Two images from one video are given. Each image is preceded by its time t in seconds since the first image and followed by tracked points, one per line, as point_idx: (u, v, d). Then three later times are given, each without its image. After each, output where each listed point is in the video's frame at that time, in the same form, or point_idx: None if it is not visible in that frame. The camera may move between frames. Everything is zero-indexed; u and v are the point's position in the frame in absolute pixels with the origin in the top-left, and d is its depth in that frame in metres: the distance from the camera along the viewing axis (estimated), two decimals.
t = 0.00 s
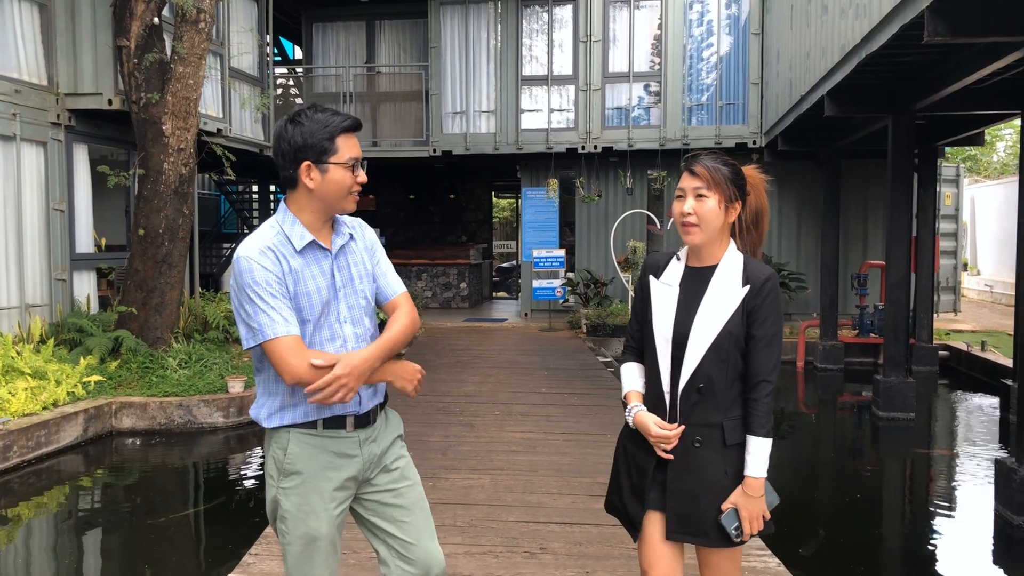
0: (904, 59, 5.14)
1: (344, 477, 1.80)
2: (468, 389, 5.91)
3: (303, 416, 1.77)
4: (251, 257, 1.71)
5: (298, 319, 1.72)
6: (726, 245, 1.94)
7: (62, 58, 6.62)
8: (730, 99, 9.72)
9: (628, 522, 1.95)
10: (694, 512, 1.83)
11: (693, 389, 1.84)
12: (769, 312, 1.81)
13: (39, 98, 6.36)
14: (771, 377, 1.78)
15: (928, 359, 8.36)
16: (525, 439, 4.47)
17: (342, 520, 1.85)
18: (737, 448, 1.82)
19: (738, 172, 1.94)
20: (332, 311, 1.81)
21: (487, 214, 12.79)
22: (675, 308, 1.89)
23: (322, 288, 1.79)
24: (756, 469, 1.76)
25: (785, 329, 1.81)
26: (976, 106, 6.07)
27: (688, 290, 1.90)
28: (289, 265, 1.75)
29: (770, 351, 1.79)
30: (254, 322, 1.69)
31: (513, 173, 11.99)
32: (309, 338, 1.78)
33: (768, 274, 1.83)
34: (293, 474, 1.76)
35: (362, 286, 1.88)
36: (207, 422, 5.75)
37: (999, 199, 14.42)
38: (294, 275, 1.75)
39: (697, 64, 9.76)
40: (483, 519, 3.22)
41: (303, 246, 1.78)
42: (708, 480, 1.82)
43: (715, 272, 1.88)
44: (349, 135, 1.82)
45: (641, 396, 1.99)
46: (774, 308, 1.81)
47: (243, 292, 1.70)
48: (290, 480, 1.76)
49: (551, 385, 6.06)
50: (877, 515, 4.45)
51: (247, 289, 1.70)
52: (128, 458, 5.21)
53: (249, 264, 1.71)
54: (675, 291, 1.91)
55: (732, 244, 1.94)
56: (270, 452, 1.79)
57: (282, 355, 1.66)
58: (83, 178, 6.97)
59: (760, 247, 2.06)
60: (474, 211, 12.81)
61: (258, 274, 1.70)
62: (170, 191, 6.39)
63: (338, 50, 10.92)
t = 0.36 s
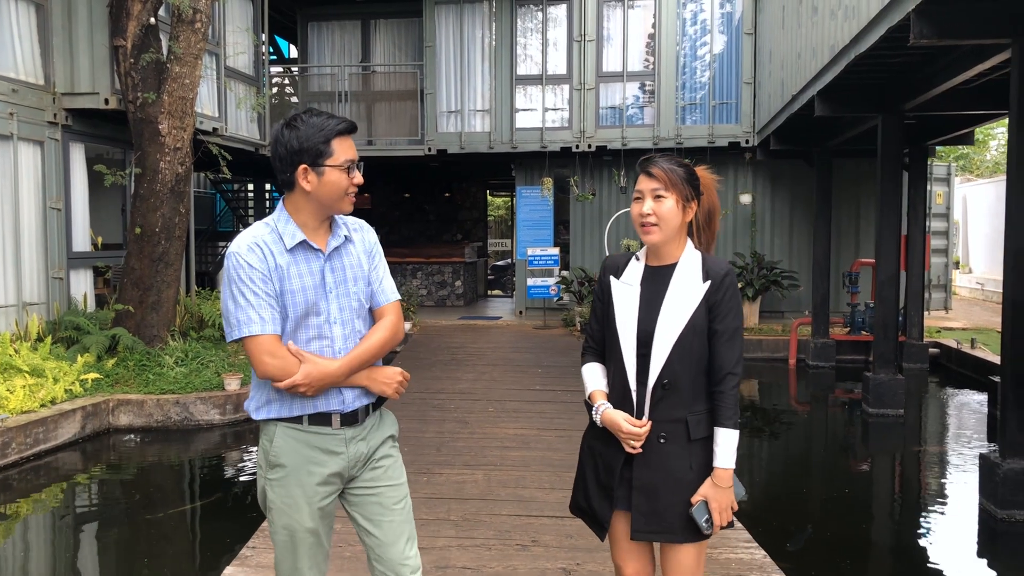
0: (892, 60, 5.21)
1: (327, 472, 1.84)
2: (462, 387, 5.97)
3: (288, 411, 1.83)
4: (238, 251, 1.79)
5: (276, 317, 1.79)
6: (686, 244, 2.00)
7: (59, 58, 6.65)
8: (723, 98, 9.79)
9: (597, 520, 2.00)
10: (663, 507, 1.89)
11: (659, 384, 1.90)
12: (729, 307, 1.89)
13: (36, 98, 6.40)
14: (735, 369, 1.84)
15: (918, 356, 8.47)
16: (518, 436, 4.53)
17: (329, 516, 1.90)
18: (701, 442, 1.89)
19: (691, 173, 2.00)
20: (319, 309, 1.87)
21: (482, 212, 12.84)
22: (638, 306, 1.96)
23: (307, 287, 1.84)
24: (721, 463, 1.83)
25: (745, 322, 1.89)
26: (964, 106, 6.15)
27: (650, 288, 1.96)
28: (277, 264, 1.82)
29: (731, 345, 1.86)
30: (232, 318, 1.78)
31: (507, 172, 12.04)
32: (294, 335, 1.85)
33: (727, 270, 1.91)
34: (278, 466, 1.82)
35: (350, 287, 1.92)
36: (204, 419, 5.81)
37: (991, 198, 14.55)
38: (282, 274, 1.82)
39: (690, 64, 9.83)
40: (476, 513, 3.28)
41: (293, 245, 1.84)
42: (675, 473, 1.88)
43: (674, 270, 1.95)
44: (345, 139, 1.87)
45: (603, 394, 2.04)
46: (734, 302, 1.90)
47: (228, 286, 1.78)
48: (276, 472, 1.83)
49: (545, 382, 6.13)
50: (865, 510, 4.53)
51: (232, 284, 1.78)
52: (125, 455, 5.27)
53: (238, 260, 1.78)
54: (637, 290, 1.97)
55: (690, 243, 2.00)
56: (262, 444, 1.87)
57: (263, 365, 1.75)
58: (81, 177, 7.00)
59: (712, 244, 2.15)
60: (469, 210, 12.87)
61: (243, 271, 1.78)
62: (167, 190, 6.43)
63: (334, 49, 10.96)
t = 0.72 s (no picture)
0: (881, 62, 5.30)
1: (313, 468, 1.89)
2: (459, 384, 6.06)
3: (281, 404, 1.91)
4: (249, 245, 1.89)
5: (273, 310, 1.86)
6: (661, 242, 2.08)
7: (60, 59, 6.72)
8: (718, 98, 9.87)
9: (587, 513, 2.08)
10: (651, 498, 1.95)
11: (640, 378, 1.98)
12: (707, 300, 1.97)
13: (37, 99, 6.47)
14: (714, 360, 1.92)
15: (911, 354, 8.55)
16: (513, 432, 4.61)
17: (320, 511, 1.95)
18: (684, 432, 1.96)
19: (661, 172, 2.06)
20: (319, 306, 1.93)
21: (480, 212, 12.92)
22: (618, 304, 2.03)
23: (310, 284, 1.91)
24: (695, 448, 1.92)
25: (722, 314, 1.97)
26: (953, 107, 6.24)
27: (628, 286, 2.05)
28: (284, 259, 1.90)
29: (711, 336, 1.94)
30: (233, 307, 1.86)
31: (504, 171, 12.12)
32: (294, 330, 1.91)
33: (703, 266, 1.99)
34: (270, 458, 1.90)
35: (353, 289, 1.97)
36: (203, 416, 5.87)
37: (984, 198, 14.66)
38: (287, 270, 1.89)
39: (686, 64, 9.91)
40: (471, 505, 3.36)
41: (305, 243, 1.92)
42: (659, 465, 1.95)
43: (652, 268, 2.03)
44: (365, 145, 1.93)
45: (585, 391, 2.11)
46: (711, 295, 1.98)
47: (237, 275, 1.88)
48: (271, 464, 1.91)
49: (541, 379, 6.21)
50: (853, 504, 4.62)
51: (240, 274, 1.87)
52: (126, 451, 5.34)
53: (249, 254, 1.88)
54: (616, 289, 2.05)
55: (666, 241, 2.09)
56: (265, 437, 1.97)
57: (254, 352, 1.83)
58: (82, 177, 7.08)
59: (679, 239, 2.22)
60: (467, 209, 12.95)
61: (250, 262, 1.87)
62: (167, 190, 6.49)
63: (332, 49, 11.03)
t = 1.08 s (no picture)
0: (878, 64, 5.36)
1: (349, 476, 1.89)
2: (460, 383, 6.12)
3: (311, 403, 1.89)
4: (288, 239, 1.91)
5: (307, 302, 1.86)
6: (676, 239, 2.09)
7: (65, 61, 6.80)
8: (718, 100, 9.93)
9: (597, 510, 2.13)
10: (664, 498, 1.96)
11: (651, 377, 2.00)
12: (723, 303, 1.98)
13: (43, 101, 6.55)
14: (731, 360, 1.95)
15: (909, 353, 8.60)
16: (513, 429, 4.68)
17: (354, 517, 1.94)
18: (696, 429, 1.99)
19: (679, 169, 2.08)
20: (350, 305, 1.92)
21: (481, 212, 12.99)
22: (631, 303, 2.05)
23: (345, 281, 1.91)
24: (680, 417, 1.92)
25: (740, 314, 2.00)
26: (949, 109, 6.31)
27: (643, 285, 2.06)
28: (322, 254, 1.91)
29: (727, 337, 1.96)
30: (268, 297, 1.86)
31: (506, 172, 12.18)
32: (325, 326, 1.91)
33: (720, 268, 2.00)
34: (303, 466, 1.89)
35: (385, 291, 1.98)
36: (207, 414, 5.95)
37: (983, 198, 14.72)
38: (322, 266, 1.90)
39: (686, 66, 9.98)
40: (473, 501, 3.43)
41: (344, 241, 1.94)
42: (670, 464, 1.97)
43: (667, 266, 2.05)
44: (405, 151, 1.97)
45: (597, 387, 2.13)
46: (727, 298, 1.99)
47: (275, 266, 1.89)
48: (303, 472, 1.90)
49: (541, 379, 6.28)
50: (848, 501, 4.69)
51: (277, 265, 1.88)
52: (131, 449, 5.41)
53: (287, 247, 1.89)
54: (630, 286, 2.07)
55: (681, 238, 2.10)
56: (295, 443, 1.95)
57: (291, 342, 1.82)
58: (87, 178, 7.15)
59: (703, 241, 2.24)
60: (468, 209, 13.02)
61: (287, 254, 1.88)
62: (171, 191, 6.57)
63: (334, 51, 11.11)
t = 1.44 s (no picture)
0: (879, 68, 5.42)
1: (378, 468, 1.91)
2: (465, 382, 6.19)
3: (346, 399, 1.90)
4: (317, 240, 1.89)
5: (341, 304, 1.86)
6: (705, 245, 2.13)
7: (75, 65, 6.88)
8: (721, 101, 9.98)
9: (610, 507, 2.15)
10: (679, 503, 1.98)
11: (667, 378, 2.05)
12: (744, 309, 2.00)
13: (54, 104, 6.65)
14: (745, 367, 1.98)
15: (911, 354, 8.65)
16: (517, 428, 4.74)
17: (374, 512, 1.95)
18: (712, 435, 2.01)
19: (711, 176, 2.12)
20: (381, 305, 1.94)
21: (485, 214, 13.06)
22: (654, 303, 2.10)
23: (376, 281, 1.92)
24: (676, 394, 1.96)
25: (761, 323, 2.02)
26: (950, 111, 6.37)
27: (667, 287, 2.10)
28: (353, 255, 1.90)
29: (745, 344, 1.99)
30: (302, 301, 1.86)
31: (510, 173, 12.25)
32: (359, 326, 1.93)
33: (742, 274, 2.03)
34: (334, 455, 1.89)
35: (413, 288, 2.01)
36: (215, 413, 6.02)
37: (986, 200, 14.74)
38: (354, 268, 1.89)
39: (689, 67, 10.03)
40: (479, 498, 3.49)
41: (373, 241, 1.94)
42: (687, 468, 1.99)
43: (692, 270, 2.08)
44: (429, 148, 1.95)
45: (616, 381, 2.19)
46: (749, 305, 2.01)
47: (306, 268, 1.87)
48: (333, 462, 1.90)
49: (545, 379, 6.34)
50: (848, 500, 4.74)
51: (308, 268, 1.87)
52: (141, 448, 5.49)
53: (317, 248, 1.88)
54: (654, 288, 2.11)
55: (709, 244, 2.14)
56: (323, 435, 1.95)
57: (328, 347, 1.82)
58: (96, 181, 7.24)
59: (736, 245, 2.27)
60: (472, 211, 13.09)
61: (319, 256, 1.87)
62: (179, 193, 6.64)
63: (339, 53, 11.19)
